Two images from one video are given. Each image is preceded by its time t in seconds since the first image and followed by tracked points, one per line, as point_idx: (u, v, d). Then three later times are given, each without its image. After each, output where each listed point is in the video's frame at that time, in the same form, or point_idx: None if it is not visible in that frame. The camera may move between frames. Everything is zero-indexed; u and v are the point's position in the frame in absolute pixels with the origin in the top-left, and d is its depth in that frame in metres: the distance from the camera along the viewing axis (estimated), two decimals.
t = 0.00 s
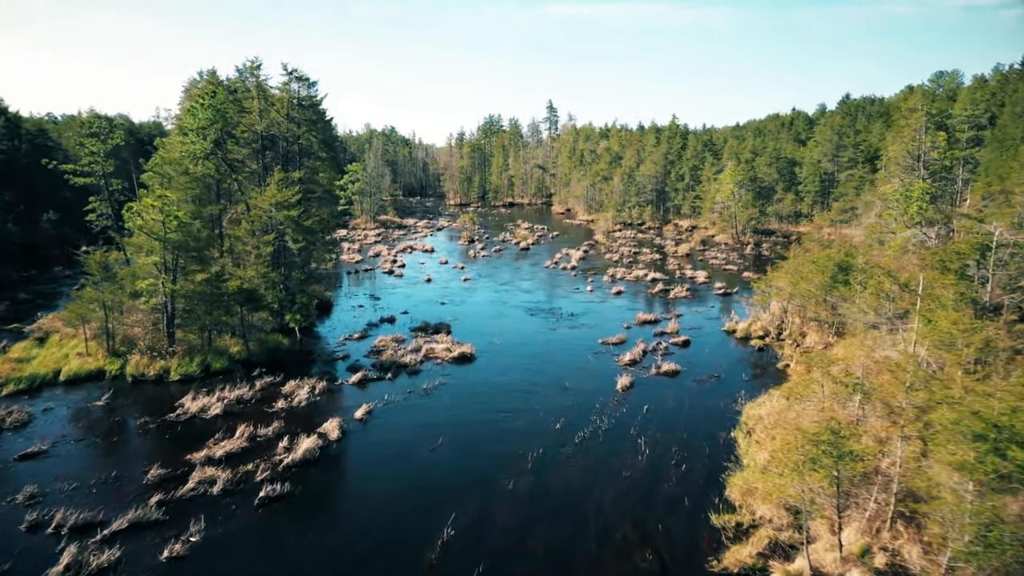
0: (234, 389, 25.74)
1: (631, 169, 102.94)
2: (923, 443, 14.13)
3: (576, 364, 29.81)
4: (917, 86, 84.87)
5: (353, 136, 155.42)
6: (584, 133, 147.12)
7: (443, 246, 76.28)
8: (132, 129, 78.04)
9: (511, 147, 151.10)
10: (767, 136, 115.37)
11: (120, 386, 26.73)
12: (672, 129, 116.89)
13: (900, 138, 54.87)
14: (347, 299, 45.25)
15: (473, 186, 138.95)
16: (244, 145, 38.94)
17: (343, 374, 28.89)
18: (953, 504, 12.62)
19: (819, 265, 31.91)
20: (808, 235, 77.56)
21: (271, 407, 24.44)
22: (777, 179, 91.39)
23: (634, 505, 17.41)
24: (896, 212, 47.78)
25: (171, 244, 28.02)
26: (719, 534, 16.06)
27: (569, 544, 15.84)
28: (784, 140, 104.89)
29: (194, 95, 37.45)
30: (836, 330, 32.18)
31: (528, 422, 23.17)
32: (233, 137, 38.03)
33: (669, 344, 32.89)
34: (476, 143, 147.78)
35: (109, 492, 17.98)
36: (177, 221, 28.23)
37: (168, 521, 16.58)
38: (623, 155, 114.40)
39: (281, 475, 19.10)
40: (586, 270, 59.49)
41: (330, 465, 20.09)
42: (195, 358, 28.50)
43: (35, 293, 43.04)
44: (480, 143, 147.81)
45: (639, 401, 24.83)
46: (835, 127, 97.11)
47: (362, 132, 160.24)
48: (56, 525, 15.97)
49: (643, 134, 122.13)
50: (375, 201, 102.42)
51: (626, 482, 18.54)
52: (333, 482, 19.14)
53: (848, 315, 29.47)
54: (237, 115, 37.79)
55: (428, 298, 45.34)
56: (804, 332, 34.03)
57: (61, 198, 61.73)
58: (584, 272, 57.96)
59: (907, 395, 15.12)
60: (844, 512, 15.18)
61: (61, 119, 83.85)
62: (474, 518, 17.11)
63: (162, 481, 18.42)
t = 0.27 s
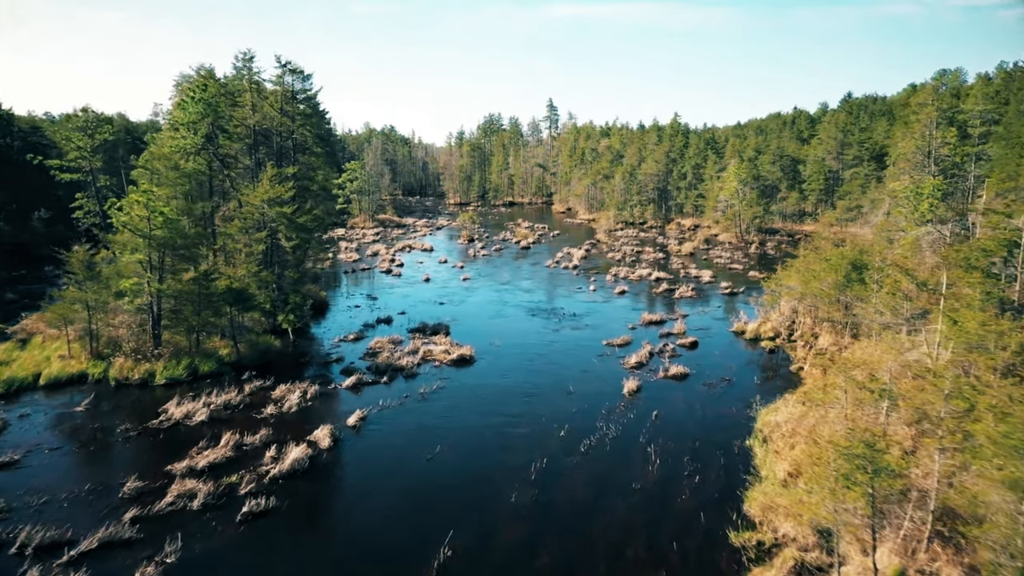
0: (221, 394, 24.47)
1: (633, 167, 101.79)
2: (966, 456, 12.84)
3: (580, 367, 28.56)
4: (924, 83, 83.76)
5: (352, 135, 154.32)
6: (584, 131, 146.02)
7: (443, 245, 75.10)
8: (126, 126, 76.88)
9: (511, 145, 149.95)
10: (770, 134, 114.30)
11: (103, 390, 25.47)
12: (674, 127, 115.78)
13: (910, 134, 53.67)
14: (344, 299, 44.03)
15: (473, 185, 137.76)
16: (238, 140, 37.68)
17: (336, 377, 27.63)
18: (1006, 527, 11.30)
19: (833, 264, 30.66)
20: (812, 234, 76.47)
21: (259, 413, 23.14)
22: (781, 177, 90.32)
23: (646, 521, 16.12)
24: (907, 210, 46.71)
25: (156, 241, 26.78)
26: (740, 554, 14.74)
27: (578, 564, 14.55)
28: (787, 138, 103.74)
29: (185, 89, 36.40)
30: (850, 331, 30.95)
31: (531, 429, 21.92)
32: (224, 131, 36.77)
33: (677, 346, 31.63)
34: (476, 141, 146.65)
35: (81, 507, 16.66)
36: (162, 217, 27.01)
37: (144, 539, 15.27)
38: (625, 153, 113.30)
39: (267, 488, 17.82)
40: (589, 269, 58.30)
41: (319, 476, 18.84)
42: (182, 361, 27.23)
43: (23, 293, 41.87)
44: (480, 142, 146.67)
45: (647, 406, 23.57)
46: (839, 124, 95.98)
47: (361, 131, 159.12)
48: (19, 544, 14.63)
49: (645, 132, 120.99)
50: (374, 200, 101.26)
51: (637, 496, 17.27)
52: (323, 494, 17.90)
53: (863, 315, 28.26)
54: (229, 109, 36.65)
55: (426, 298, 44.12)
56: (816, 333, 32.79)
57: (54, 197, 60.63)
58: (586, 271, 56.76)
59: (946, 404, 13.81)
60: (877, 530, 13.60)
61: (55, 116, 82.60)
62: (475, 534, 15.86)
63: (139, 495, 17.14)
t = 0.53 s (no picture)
0: (208, 402, 23.31)
1: (634, 166, 100.89)
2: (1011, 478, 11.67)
3: (583, 372, 27.45)
4: (929, 81, 82.88)
5: (352, 135, 153.44)
6: (585, 130, 145.11)
7: (442, 245, 74.07)
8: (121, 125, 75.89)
9: (511, 145, 149.03)
10: (772, 133, 113.41)
11: (85, 397, 24.31)
12: (675, 126, 114.84)
13: (918, 132, 52.65)
14: (340, 301, 42.94)
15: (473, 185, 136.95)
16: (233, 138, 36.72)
17: (329, 384, 26.52)
18: None
19: (846, 264, 29.57)
20: (817, 234, 75.52)
21: (247, 422, 22.00)
22: (784, 176, 89.37)
23: (659, 543, 14.97)
24: (916, 209, 45.70)
25: (140, 242, 25.67)
26: None
27: None
28: (790, 137, 102.84)
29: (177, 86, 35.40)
30: (862, 335, 29.87)
31: (533, 440, 20.81)
32: (216, 129, 35.62)
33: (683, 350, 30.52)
34: (476, 141, 145.75)
35: (50, 526, 15.47)
36: (148, 216, 25.96)
37: (116, 563, 14.12)
38: (626, 152, 112.36)
39: (252, 505, 16.69)
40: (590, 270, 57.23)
41: (308, 492, 17.73)
42: (169, 366, 26.10)
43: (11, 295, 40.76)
44: (480, 141, 145.77)
45: (654, 415, 22.48)
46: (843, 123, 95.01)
47: (360, 131, 158.23)
48: None
49: (646, 131, 119.97)
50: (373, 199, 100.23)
51: (648, 515, 16.15)
52: (313, 511, 16.82)
53: (878, 319, 27.19)
54: (222, 105, 35.59)
55: (424, 300, 43.01)
56: (827, 337, 31.71)
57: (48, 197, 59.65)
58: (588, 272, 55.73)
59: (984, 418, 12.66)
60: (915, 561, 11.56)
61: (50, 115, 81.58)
62: (475, 556, 14.79)
63: (114, 513, 15.99)
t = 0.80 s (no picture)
0: (192, 410, 22.10)
1: (635, 165, 99.86)
2: None
3: (587, 377, 26.29)
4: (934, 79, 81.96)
5: (351, 134, 152.39)
6: (585, 129, 144.10)
7: (441, 245, 72.95)
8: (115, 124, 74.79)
9: (511, 144, 148.00)
10: (774, 132, 112.43)
11: (63, 404, 23.11)
12: (677, 125, 113.83)
13: (927, 130, 51.58)
14: (335, 302, 41.79)
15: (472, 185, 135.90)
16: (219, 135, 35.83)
17: (321, 389, 25.34)
18: None
19: (862, 265, 28.42)
20: (821, 235, 74.51)
21: (232, 432, 20.80)
22: (787, 175, 88.34)
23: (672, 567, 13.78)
24: (925, 208, 44.65)
25: (123, 242, 24.52)
26: None
27: None
28: (793, 135, 101.85)
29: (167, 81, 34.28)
30: (877, 338, 28.73)
31: (535, 451, 19.62)
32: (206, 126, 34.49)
33: (690, 353, 29.36)
34: (476, 140, 144.71)
35: (12, 548, 14.26)
36: (131, 214, 24.83)
37: None
38: (627, 152, 111.30)
39: (233, 524, 15.50)
40: (592, 270, 56.09)
41: (294, 508, 16.53)
42: (153, 371, 24.90)
43: None
44: (480, 140, 144.73)
45: (662, 424, 21.29)
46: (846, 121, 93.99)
47: (359, 130, 157.20)
48: None
49: (647, 130, 119.03)
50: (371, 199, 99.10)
51: (659, 535, 14.97)
52: (300, 529, 15.67)
53: (895, 322, 26.06)
54: (213, 101, 34.48)
55: (422, 301, 41.85)
56: (839, 340, 30.57)
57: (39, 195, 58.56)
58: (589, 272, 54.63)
59: None
60: None
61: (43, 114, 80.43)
62: None
63: (83, 533, 14.81)
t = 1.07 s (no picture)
0: (170, 416, 20.69)
1: (637, 163, 98.51)
2: None
3: (591, 381, 24.89)
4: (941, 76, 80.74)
5: (349, 133, 150.96)
6: (586, 128, 142.73)
7: (439, 244, 71.59)
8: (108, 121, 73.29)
9: (511, 143, 146.62)
10: (777, 130, 111.16)
11: (34, 410, 21.68)
12: (679, 123, 112.50)
13: (938, 125, 50.26)
14: (329, 302, 40.43)
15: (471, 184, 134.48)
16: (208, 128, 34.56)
17: (309, 394, 23.93)
18: None
19: (878, 262, 27.10)
20: (827, 234, 73.24)
21: (213, 440, 19.40)
22: (791, 173, 87.02)
23: None
24: (938, 204, 43.30)
25: (100, 238, 23.12)
26: None
27: None
28: (796, 133, 100.58)
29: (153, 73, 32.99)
30: (896, 339, 27.33)
31: (538, 462, 18.22)
32: (194, 118, 33.12)
33: (699, 355, 27.98)
34: (475, 139, 143.33)
35: None
36: (109, 209, 23.48)
37: None
38: (628, 150, 109.97)
39: (207, 544, 14.11)
40: (594, 269, 54.74)
41: (274, 526, 15.11)
42: (132, 375, 23.48)
43: None
44: (479, 139, 143.33)
45: (673, 431, 19.92)
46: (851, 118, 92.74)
47: (358, 129, 155.77)
48: None
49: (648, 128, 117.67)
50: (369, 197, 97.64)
51: (675, 557, 13.57)
52: (282, 548, 14.33)
53: (913, 320, 24.59)
54: (200, 92, 33.10)
55: (419, 301, 40.47)
56: (855, 341, 29.18)
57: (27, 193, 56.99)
58: (591, 271, 53.28)
59: None
60: None
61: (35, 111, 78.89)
62: None
63: (40, 556, 13.42)
